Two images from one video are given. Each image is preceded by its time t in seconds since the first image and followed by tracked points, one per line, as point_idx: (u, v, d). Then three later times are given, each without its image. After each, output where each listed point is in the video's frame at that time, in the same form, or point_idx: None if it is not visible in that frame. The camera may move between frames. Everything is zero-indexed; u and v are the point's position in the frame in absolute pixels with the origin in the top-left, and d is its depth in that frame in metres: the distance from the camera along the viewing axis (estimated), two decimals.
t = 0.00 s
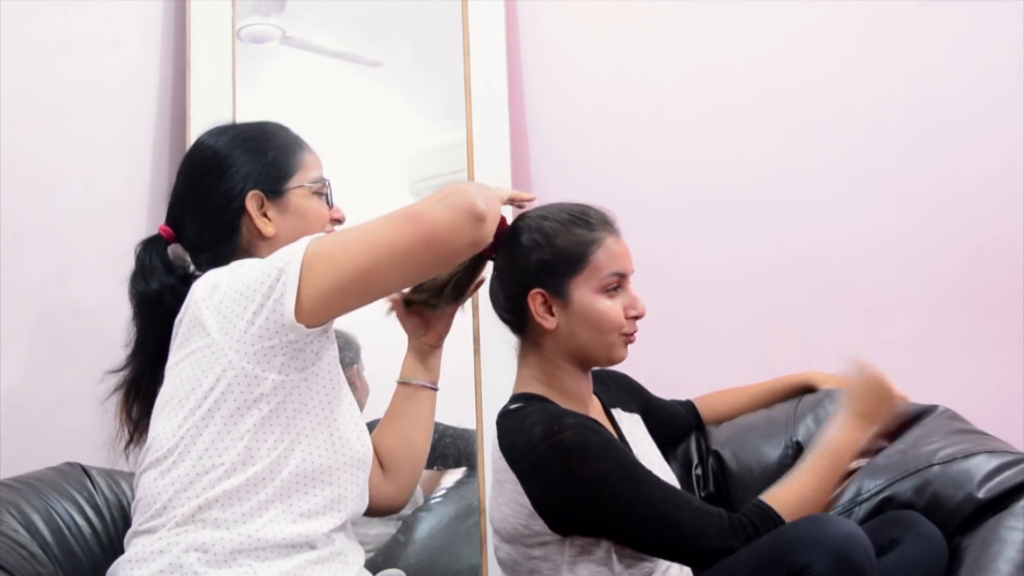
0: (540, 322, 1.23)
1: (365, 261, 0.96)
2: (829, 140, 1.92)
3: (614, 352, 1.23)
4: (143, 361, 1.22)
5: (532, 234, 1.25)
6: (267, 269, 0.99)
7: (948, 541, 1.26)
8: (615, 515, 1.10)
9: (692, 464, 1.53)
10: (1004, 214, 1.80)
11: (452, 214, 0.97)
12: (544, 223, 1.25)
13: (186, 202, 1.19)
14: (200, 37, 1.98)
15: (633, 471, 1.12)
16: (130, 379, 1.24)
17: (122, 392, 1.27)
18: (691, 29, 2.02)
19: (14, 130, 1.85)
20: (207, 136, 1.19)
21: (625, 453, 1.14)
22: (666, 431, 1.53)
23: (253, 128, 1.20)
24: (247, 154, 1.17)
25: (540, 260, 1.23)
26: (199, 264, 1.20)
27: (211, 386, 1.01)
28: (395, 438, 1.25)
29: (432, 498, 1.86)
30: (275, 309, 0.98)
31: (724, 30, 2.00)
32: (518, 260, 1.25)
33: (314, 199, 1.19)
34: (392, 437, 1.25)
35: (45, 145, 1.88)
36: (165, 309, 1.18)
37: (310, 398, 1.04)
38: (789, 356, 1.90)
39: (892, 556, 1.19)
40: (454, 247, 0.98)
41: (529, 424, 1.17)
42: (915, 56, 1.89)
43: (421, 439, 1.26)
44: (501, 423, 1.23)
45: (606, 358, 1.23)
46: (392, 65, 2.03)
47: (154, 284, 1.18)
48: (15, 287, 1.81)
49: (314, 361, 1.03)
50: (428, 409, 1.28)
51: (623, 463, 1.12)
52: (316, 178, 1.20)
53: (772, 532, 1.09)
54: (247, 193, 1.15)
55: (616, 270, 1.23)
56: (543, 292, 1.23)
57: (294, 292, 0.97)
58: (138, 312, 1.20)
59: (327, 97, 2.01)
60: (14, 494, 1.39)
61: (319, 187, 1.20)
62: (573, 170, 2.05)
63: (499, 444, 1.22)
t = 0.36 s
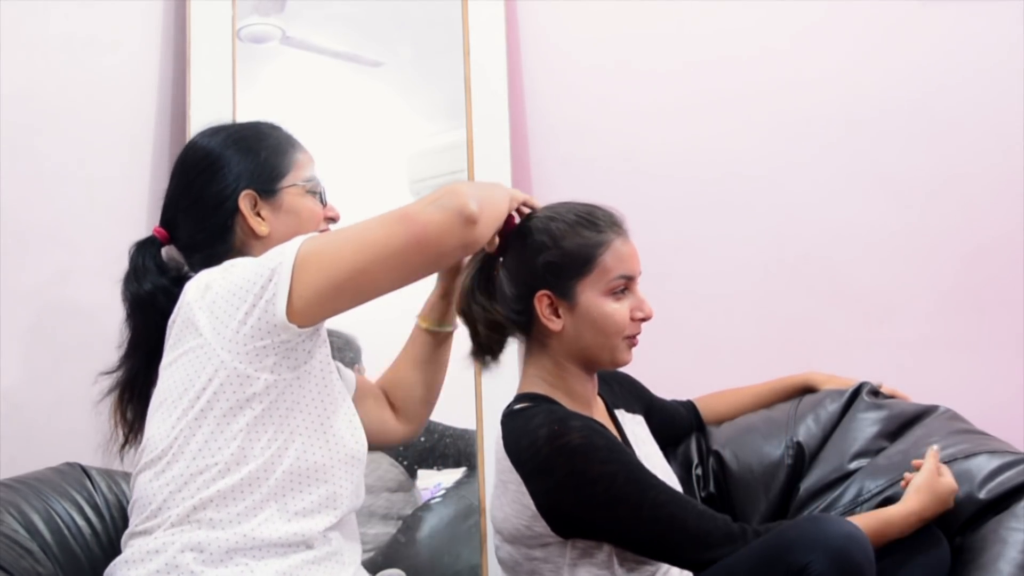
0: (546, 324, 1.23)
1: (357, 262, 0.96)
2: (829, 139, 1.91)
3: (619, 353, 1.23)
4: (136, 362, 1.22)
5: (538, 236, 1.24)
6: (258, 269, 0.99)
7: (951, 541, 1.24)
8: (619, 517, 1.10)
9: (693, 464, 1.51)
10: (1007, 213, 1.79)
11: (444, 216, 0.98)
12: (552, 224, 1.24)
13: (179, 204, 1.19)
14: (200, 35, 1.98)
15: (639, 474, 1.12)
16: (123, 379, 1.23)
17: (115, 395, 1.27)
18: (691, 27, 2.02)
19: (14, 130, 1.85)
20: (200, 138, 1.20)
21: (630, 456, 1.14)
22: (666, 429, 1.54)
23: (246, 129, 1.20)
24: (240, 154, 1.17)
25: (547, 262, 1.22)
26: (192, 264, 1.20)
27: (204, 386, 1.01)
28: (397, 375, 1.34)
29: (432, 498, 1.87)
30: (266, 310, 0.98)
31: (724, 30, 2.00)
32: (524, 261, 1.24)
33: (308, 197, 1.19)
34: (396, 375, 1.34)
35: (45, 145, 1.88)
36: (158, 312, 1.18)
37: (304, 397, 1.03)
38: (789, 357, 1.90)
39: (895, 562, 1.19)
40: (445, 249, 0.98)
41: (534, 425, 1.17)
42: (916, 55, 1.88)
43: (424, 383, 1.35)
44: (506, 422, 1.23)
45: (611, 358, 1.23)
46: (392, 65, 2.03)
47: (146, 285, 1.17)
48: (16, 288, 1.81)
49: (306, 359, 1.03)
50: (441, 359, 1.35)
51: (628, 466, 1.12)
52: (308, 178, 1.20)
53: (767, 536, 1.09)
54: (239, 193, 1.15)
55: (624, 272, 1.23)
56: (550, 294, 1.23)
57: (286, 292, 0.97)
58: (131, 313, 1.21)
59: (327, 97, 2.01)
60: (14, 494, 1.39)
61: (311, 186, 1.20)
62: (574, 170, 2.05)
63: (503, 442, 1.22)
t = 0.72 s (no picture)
0: (550, 328, 1.23)
1: (361, 262, 0.96)
2: (829, 140, 1.91)
3: (621, 356, 1.23)
4: (137, 348, 1.22)
5: (543, 238, 1.23)
6: (264, 265, 0.99)
7: (952, 540, 1.24)
8: (620, 504, 1.10)
9: (692, 464, 1.51)
10: (1007, 214, 1.79)
11: (449, 215, 0.98)
12: (556, 228, 1.23)
13: (195, 195, 1.20)
14: (201, 34, 1.98)
15: (638, 461, 1.12)
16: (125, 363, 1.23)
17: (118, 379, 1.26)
18: (690, 28, 2.02)
19: (13, 129, 1.83)
20: (221, 130, 1.20)
21: (626, 445, 1.14)
22: (667, 429, 1.53)
23: (267, 124, 1.20)
24: (256, 150, 1.17)
25: (552, 266, 1.22)
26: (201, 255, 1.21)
27: (207, 385, 1.01)
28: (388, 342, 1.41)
29: (432, 498, 1.87)
30: (270, 309, 0.98)
31: (724, 29, 2.00)
32: (528, 264, 1.24)
33: (320, 200, 1.19)
34: (387, 341, 1.41)
35: (46, 146, 1.87)
36: (164, 301, 1.19)
37: (307, 397, 1.03)
38: (789, 357, 1.90)
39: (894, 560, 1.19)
40: (450, 249, 0.98)
41: (535, 420, 1.18)
42: (916, 56, 1.87)
43: (412, 352, 1.40)
44: (507, 421, 1.23)
45: (614, 362, 1.23)
46: (392, 65, 2.03)
47: (152, 272, 1.19)
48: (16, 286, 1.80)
49: (311, 359, 1.03)
50: (432, 333, 1.41)
51: (626, 454, 1.12)
52: (326, 179, 1.20)
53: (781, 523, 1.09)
54: (252, 189, 1.15)
55: (628, 276, 1.22)
56: (553, 299, 1.22)
57: (291, 291, 0.97)
58: (137, 302, 1.21)
59: (326, 97, 2.01)
60: (14, 494, 1.39)
61: (328, 187, 1.20)
62: (574, 170, 2.06)
63: (505, 442, 1.22)
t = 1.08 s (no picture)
0: (559, 331, 1.23)
1: (365, 261, 0.95)
2: (829, 140, 1.92)
3: (627, 360, 1.24)
4: (152, 349, 1.23)
5: (555, 240, 1.23)
6: (273, 262, 0.99)
7: (952, 541, 1.25)
8: (620, 507, 1.10)
9: (692, 464, 1.52)
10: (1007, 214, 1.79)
11: (454, 215, 0.98)
12: (568, 231, 1.23)
13: (209, 192, 1.21)
14: (200, 35, 2.01)
15: (640, 464, 1.12)
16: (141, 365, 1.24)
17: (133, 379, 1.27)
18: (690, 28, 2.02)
19: (12, 130, 1.82)
20: (235, 129, 1.21)
21: (630, 445, 1.14)
22: (667, 430, 1.53)
23: (282, 123, 1.22)
24: (270, 148, 1.18)
25: (565, 268, 1.21)
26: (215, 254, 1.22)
27: (213, 382, 1.01)
28: (401, 342, 1.44)
29: (432, 498, 1.87)
30: (277, 307, 0.98)
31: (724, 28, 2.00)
32: (540, 266, 1.24)
33: (335, 198, 1.20)
34: (400, 341, 1.44)
35: (44, 145, 1.86)
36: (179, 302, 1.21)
37: (312, 397, 1.03)
38: (789, 357, 1.90)
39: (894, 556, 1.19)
40: (455, 249, 0.98)
41: (537, 420, 1.17)
42: (916, 58, 1.87)
43: (423, 355, 1.44)
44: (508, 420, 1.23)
45: (620, 366, 1.24)
46: (392, 65, 2.03)
47: (165, 274, 1.21)
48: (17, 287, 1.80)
49: (317, 358, 1.02)
50: (444, 336, 1.43)
51: (628, 456, 1.12)
52: (341, 178, 1.21)
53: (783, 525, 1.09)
54: (265, 189, 1.17)
55: (639, 281, 1.22)
56: (564, 301, 1.22)
57: (297, 289, 0.96)
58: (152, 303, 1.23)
59: (326, 96, 2.01)
60: (15, 494, 1.38)
61: (343, 186, 1.21)
62: (573, 170, 2.06)
63: (506, 441, 1.22)
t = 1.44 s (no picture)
0: (537, 334, 1.22)
1: (356, 259, 0.96)
2: (829, 140, 1.91)
3: (604, 362, 1.24)
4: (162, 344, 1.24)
5: (530, 244, 1.22)
6: (268, 262, 1.01)
7: (952, 540, 1.24)
8: (611, 520, 1.10)
9: (691, 464, 1.52)
10: (1008, 213, 1.78)
11: (444, 210, 0.97)
12: (543, 235, 1.22)
13: (221, 190, 1.22)
14: (199, 36, 2.01)
15: (631, 475, 1.11)
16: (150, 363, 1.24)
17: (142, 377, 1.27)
18: (690, 27, 2.01)
19: (13, 129, 1.81)
20: (249, 129, 1.22)
21: (622, 457, 1.14)
22: (666, 430, 1.53)
23: (295, 124, 1.23)
24: (283, 148, 1.19)
25: (542, 273, 1.20)
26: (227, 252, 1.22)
27: (213, 380, 1.02)
28: (406, 364, 1.45)
29: (432, 498, 1.87)
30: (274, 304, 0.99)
31: (724, 28, 2.00)
32: (515, 270, 1.22)
33: (349, 200, 1.21)
34: (406, 362, 1.45)
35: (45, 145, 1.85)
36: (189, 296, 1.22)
37: (313, 393, 1.04)
38: (789, 357, 1.89)
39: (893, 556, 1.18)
40: (446, 244, 0.98)
41: (524, 432, 1.17)
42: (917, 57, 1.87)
43: (429, 376, 1.44)
44: (496, 429, 1.23)
45: (597, 367, 1.24)
46: (391, 65, 2.03)
47: (180, 270, 1.22)
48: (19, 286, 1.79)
49: (317, 355, 1.03)
50: (448, 357, 1.44)
51: (620, 467, 1.12)
52: (354, 180, 1.22)
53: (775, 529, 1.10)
54: (281, 185, 1.18)
55: (616, 282, 1.22)
56: (541, 305, 1.21)
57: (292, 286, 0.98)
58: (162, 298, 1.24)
59: (325, 97, 2.01)
60: (15, 494, 1.38)
61: (356, 188, 1.22)
62: (573, 170, 2.06)
63: (494, 450, 1.22)
